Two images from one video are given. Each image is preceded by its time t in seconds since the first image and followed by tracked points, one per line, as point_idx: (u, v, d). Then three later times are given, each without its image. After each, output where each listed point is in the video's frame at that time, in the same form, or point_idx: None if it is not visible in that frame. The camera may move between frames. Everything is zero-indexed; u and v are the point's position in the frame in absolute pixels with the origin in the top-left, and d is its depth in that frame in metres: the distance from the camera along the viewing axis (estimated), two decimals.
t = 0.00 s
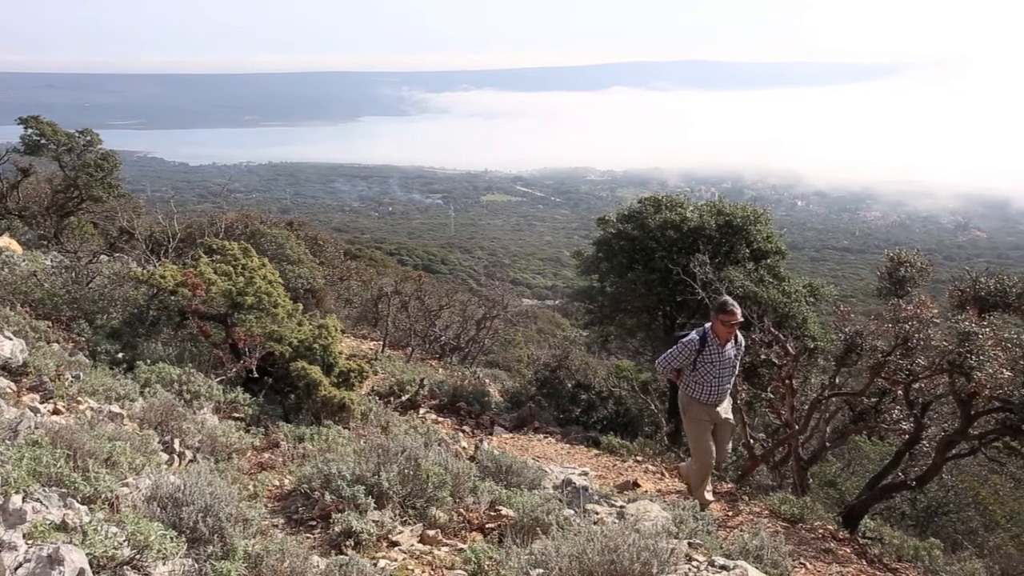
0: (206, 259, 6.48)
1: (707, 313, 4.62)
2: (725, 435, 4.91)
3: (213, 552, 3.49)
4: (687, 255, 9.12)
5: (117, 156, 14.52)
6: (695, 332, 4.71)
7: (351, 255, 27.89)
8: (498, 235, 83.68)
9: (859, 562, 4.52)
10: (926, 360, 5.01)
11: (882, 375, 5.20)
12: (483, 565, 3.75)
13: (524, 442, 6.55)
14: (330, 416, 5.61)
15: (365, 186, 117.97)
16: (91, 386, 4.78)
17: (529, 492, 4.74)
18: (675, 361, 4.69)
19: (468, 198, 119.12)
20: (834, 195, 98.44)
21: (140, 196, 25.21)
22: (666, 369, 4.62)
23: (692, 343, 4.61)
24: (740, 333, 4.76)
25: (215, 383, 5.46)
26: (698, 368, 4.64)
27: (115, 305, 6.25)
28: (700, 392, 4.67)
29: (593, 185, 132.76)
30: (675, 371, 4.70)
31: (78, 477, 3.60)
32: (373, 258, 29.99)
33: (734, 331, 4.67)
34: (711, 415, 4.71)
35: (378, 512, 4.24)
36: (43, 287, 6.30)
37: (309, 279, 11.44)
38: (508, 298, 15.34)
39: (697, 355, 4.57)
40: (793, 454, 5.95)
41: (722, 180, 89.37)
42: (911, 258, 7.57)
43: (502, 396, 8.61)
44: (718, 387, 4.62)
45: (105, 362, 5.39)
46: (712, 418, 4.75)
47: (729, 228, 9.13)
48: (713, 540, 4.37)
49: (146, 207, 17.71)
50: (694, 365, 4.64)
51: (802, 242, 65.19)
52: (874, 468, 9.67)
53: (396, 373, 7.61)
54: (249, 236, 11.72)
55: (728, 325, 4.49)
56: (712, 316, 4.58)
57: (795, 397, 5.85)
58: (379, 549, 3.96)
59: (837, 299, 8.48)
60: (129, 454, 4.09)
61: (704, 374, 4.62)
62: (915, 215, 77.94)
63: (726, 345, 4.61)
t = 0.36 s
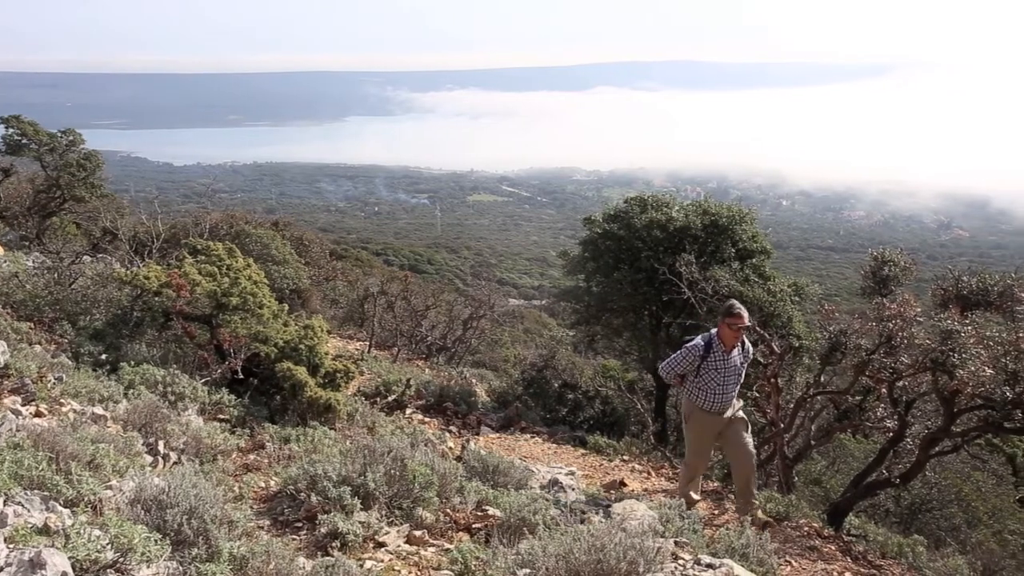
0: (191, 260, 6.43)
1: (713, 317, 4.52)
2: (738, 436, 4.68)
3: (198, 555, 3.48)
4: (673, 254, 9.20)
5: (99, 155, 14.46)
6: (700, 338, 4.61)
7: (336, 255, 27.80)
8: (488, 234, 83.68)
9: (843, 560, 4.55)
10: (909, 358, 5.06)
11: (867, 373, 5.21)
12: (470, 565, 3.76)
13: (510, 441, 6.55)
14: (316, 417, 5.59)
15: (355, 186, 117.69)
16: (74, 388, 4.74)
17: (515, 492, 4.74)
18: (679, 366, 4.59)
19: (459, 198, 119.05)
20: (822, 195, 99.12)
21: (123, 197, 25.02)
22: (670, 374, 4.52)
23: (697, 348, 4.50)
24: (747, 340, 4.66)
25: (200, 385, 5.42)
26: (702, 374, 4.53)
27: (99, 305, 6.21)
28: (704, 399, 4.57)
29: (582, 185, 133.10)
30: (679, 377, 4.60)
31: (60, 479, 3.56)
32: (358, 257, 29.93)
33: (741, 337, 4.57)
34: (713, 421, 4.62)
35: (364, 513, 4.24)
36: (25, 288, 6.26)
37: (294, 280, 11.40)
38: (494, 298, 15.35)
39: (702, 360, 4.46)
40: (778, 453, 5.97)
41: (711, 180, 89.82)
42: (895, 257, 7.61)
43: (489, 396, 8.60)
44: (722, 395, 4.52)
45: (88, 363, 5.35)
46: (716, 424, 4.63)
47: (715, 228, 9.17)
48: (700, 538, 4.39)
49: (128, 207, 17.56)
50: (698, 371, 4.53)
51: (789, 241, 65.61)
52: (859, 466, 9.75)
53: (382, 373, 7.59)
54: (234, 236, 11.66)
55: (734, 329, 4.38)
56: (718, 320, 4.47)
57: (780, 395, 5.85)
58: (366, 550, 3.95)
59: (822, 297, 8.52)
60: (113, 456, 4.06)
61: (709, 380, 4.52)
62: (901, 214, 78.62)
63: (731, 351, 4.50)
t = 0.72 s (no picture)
0: (172, 261, 6.37)
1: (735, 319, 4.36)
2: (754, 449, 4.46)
3: (181, 558, 3.45)
4: (656, 254, 9.26)
5: (79, 155, 14.45)
6: (721, 341, 4.44)
7: (319, 256, 27.72)
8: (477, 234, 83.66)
9: (826, 557, 4.58)
10: (891, 356, 5.12)
11: (849, 371, 5.23)
12: (455, 566, 3.75)
13: (495, 441, 6.55)
14: (299, 418, 5.56)
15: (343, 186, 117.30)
16: (54, 390, 4.69)
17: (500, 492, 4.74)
18: (699, 370, 4.40)
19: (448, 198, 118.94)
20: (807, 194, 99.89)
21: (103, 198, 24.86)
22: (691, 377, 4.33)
23: (718, 350, 4.32)
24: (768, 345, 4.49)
25: (183, 386, 5.39)
26: (723, 378, 4.34)
27: (79, 307, 6.15)
28: (724, 405, 4.38)
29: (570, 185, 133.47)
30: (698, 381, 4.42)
31: (40, 483, 3.53)
32: (341, 258, 29.85)
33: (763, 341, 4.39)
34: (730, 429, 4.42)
35: (348, 514, 4.22)
36: (3, 290, 6.23)
37: (278, 280, 11.35)
38: (478, 298, 15.35)
39: (723, 363, 4.28)
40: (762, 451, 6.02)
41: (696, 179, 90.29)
42: (876, 257, 7.68)
43: (474, 396, 8.59)
44: (742, 401, 4.33)
45: (69, 365, 5.30)
46: (732, 436, 4.44)
47: (698, 227, 9.22)
48: (685, 536, 4.41)
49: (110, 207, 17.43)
50: (719, 375, 4.35)
51: (774, 240, 66.08)
52: (841, 463, 9.83)
53: (366, 373, 7.57)
54: (216, 237, 11.60)
55: (758, 331, 4.22)
56: (740, 321, 4.31)
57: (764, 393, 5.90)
58: (350, 551, 3.94)
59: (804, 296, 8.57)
60: (93, 459, 4.03)
61: (729, 385, 4.33)
62: (884, 214, 79.46)
63: (753, 354, 4.33)
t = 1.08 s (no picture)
0: (154, 262, 6.32)
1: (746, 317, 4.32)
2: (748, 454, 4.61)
3: (163, 561, 3.42)
4: (641, 253, 9.32)
5: (59, 155, 14.34)
6: (730, 337, 4.42)
7: (304, 256, 27.62)
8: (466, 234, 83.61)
9: (810, 554, 4.62)
10: (873, 355, 5.11)
11: (831, 370, 5.30)
12: (440, 566, 3.74)
13: (479, 441, 6.55)
14: (283, 419, 5.54)
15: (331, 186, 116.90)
16: (33, 393, 4.64)
17: (485, 492, 4.74)
18: (706, 367, 4.41)
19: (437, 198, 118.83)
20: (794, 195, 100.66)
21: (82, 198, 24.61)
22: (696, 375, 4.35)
23: (726, 349, 4.31)
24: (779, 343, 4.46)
25: (165, 388, 5.35)
26: (729, 377, 4.36)
27: (59, 308, 6.07)
28: (730, 404, 4.39)
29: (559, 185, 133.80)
30: (704, 378, 4.43)
31: (19, 487, 3.49)
32: (325, 258, 29.77)
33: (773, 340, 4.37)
34: (739, 429, 4.45)
35: (333, 515, 4.21)
36: None
37: (261, 281, 11.30)
38: (464, 298, 15.35)
39: (729, 363, 4.28)
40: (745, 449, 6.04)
41: (683, 180, 90.76)
42: (858, 255, 7.75)
43: (458, 396, 8.58)
44: (748, 401, 4.35)
45: (49, 368, 5.25)
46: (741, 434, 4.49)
47: (682, 226, 9.28)
48: (669, 535, 4.43)
49: (90, 207, 17.26)
50: (726, 374, 4.36)
51: (759, 240, 66.52)
52: (824, 461, 9.92)
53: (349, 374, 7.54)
54: (198, 237, 11.52)
55: (768, 333, 4.19)
56: (750, 321, 4.28)
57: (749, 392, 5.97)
58: (335, 553, 3.92)
59: (787, 295, 8.64)
60: (74, 462, 3.99)
61: (735, 384, 4.34)
62: (868, 213, 80.22)
63: (762, 355, 4.32)
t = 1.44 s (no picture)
0: (128, 263, 6.24)
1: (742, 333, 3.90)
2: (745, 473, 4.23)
3: (137, 565, 3.38)
4: (618, 252, 9.38)
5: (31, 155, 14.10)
6: (727, 353, 4.02)
7: (280, 257, 27.51)
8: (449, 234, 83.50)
9: (786, 550, 4.66)
10: (847, 352, 5.21)
11: (807, 368, 5.36)
12: (418, 566, 3.72)
13: (457, 441, 6.55)
14: (260, 420, 5.50)
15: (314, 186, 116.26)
16: (3, 396, 4.55)
17: (463, 492, 4.74)
18: (702, 386, 4.03)
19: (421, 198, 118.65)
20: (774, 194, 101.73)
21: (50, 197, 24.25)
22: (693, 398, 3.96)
23: (722, 369, 3.92)
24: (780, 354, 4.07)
25: (139, 390, 5.29)
26: (728, 396, 3.98)
27: (30, 310, 5.98)
28: (730, 424, 4.01)
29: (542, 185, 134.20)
30: (701, 398, 4.06)
31: None
32: (301, 258, 29.61)
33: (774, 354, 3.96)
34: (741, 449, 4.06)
35: (310, 517, 4.18)
36: None
37: (237, 282, 11.23)
38: (442, 298, 15.35)
39: (727, 383, 3.90)
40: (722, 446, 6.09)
41: (665, 180, 91.41)
42: (832, 254, 7.84)
43: (436, 396, 8.56)
44: (749, 421, 3.98)
45: (19, 370, 5.16)
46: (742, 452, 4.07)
47: (659, 225, 9.36)
48: (646, 533, 4.45)
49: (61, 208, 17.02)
50: (724, 393, 3.98)
51: (738, 239, 67.22)
52: (801, 458, 10.02)
53: (326, 374, 7.51)
54: (173, 238, 11.41)
55: (766, 352, 3.79)
56: (747, 338, 3.87)
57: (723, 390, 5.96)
58: (312, 555, 3.90)
59: (763, 294, 8.73)
60: (45, 466, 3.92)
61: (734, 404, 3.96)
62: (846, 213, 81.27)
63: (762, 371, 3.92)
